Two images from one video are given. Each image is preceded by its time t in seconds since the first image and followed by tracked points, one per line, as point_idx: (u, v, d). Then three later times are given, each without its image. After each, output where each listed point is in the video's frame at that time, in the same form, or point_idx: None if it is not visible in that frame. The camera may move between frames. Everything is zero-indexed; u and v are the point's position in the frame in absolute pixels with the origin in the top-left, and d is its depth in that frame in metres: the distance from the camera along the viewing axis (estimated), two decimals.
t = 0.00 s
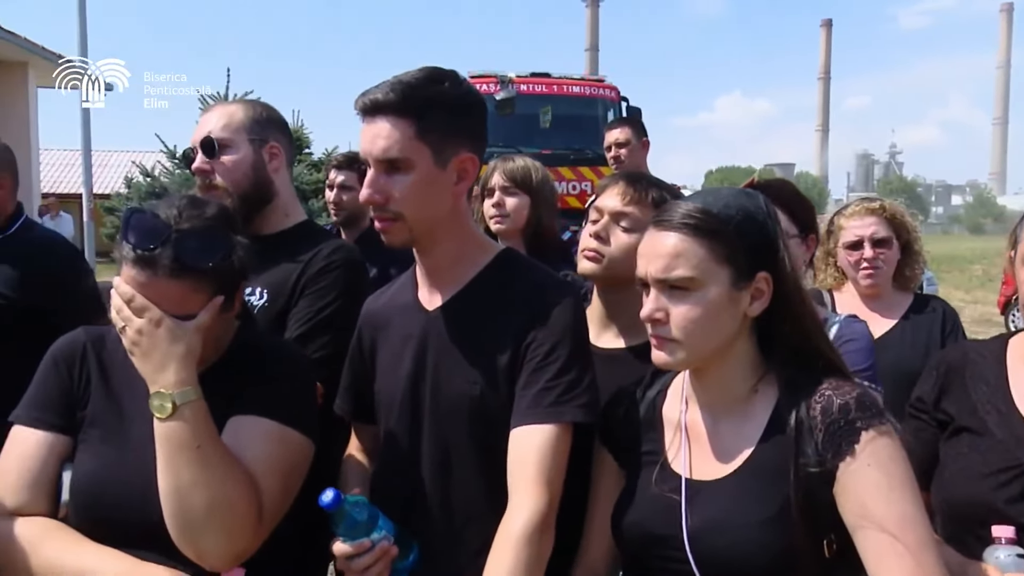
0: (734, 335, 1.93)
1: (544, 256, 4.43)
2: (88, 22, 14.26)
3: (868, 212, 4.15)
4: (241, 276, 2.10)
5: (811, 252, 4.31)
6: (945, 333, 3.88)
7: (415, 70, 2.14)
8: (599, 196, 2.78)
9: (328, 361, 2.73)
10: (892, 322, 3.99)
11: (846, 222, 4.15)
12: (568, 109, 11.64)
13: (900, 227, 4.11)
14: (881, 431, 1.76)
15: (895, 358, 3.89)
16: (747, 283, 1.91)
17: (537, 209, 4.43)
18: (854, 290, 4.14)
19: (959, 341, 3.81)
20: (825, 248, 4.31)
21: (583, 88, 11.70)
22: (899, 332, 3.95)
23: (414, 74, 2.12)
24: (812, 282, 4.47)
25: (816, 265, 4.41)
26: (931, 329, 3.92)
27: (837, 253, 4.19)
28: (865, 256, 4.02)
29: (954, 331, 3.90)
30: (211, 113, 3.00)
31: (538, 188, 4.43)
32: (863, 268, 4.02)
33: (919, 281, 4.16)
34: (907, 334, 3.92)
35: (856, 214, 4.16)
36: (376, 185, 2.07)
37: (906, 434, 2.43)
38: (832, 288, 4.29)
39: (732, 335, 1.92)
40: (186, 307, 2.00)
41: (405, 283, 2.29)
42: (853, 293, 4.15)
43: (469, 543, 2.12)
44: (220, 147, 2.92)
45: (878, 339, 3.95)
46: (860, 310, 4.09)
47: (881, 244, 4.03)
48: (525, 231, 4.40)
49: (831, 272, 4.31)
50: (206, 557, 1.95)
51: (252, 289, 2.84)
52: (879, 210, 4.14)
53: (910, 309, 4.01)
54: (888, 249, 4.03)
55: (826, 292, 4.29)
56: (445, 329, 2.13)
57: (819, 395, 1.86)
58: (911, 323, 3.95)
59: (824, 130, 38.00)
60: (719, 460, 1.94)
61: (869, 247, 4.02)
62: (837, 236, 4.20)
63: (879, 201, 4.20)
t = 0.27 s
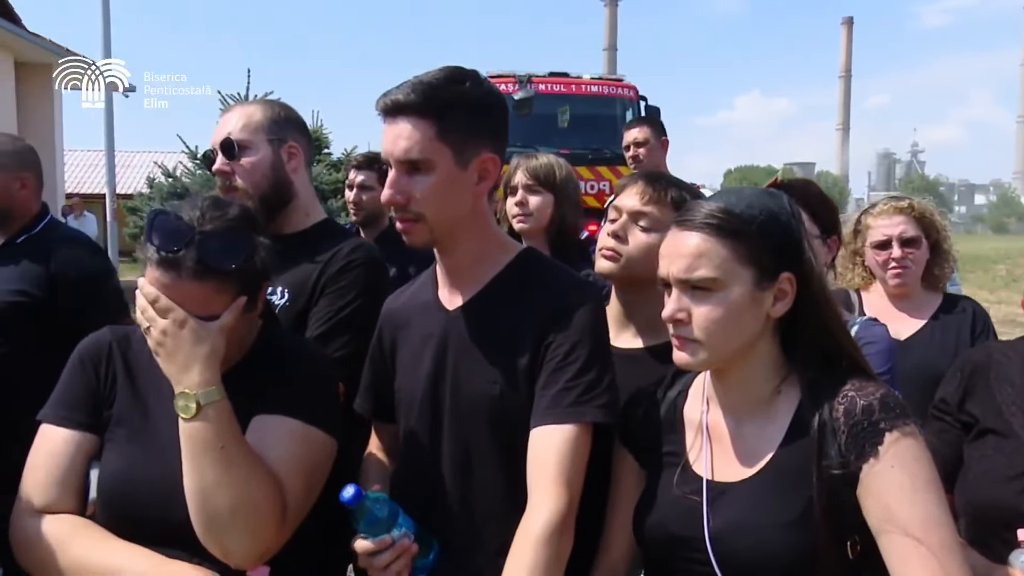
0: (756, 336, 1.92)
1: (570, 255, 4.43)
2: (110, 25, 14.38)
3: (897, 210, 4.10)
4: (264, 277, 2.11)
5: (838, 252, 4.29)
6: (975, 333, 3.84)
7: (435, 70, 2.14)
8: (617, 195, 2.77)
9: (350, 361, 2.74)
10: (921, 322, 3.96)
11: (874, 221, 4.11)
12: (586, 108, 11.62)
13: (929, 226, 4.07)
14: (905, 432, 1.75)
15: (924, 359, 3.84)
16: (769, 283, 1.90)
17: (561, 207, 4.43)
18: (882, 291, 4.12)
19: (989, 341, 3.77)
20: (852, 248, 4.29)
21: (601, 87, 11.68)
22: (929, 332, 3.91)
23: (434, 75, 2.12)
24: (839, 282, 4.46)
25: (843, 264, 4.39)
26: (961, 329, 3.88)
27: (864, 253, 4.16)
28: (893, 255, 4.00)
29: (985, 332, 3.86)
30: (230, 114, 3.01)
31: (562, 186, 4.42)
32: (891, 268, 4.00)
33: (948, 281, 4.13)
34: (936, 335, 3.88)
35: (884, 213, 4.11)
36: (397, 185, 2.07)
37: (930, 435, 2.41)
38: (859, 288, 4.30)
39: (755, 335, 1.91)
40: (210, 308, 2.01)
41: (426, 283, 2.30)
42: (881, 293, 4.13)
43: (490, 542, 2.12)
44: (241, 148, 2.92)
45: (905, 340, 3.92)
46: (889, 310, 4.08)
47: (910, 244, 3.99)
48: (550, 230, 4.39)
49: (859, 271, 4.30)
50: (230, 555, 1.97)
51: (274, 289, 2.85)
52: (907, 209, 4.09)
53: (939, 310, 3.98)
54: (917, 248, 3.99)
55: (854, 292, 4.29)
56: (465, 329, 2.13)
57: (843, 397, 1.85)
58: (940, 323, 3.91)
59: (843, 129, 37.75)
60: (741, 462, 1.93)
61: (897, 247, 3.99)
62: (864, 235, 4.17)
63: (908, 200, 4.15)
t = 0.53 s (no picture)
0: (777, 336, 1.91)
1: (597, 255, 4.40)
2: (130, 26, 14.49)
3: (920, 209, 4.09)
4: (283, 276, 2.12)
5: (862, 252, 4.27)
6: (1003, 334, 3.77)
7: (456, 70, 2.14)
8: (633, 194, 2.76)
9: (368, 360, 2.75)
10: (948, 322, 3.88)
11: (897, 220, 4.11)
12: (603, 107, 11.61)
13: (953, 225, 4.03)
14: (927, 433, 1.74)
15: (950, 360, 3.77)
16: (790, 283, 1.89)
17: (587, 206, 4.41)
18: (907, 291, 4.07)
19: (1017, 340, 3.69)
20: (876, 247, 4.29)
21: (617, 86, 11.67)
22: (955, 333, 3.84)
23: (455, 74, 2.12)
24: (863, 283, 4.44)
25: (867, 266, 4.38)
26: (988, 330, 3.81)
27: (888, 252, 4.16)
28: (917, 254, 3.97)
29: (1013, 332, 3.79)
30: (252, 114, 3.02)
31: (589, 184, 4.40)
32: (916, 267, 3.97)
33: (976, 281, 4.08)
34: (962, 336, 3.81)
35: (908, 211, 4.11)
36: (417, 185, 2.07)
37: (951, 437, 2.40)
38: (884, 288, 4.24)
39: (775, 335, 1.90)
40: (229, 307, 2.03)
41: (445, 282, 2.30)
42: (906, 293, 4.08)
43: (507, 541, 2.11)
44: (263, 148, 2.92)
45: (930, 341, 3.85)
46: (913, 311, 4.01)
47: (934, 242, 3.96)
48: (576, 230, 4.37)
49: (884, 271, 4.26)
50: (249, 550, 1.98)
51: (293, 287, 2.86)
52: (931, 207, 4.08)
53: (966, 310, 3.91)
54: (942, 247, 3.96)
55: (878, 292, 4.24)
56: (483, 328, 2.13)
57: (864, 398, 1.83)
58: (967, 323, 3.84)
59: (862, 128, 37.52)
60: (760, 462, 1.92)
61: (922, 246, 3.96)
62: (888, 234, 4.17)
63: (931, 198, 4.15)
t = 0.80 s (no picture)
0: (809, 336, 1.88)
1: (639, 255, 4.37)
2: (161, 27, 14.63)
3: (954, 206, 4.09)
4: (311, 274, 2.11)
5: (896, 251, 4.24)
6: None
7: (484, 68, 2.12)
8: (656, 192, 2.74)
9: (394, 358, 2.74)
10: (985, 322, 3.78)
11: (932, 218, 4.11)
12: (629, 105, 11.57)
13: (990, 222, 4.03)
14: (963, 435, 1.70)
15: (987, 361, 3.65)
16: (823, 281, 1.86)
17: (628, 206, 4.34)
18: (942, 291, 3.98)
19: None
20: (910, 246, 4.26)
21: (643, 84, 11.62)
22: (992, 334, 3.73)
23: (483, 72, 2.11)
24: (897, 284, 4.39)
25: (902, 266, 4.33)
26: None
27: (922, 250, 4.12)
28: (953, 252, 3.92)
29: None
30: (280, 113, 3.03)
31: (630, 183, 4.31)
32: (951, 265, 3.91)
33: (1015, 281, 4.00)
34: (999, 337, 3.69)
35: (942, 209, 4.11)
36: (445, 183, 2.07)
37: (986, 440, 2.36)
38: (919, 288, 4.14)
39: (808, 333, 1.87)
40: (257, 303, 2.02)
41: (473, 280, 2.29)
42: (942, 293, 3.97)
43: (534, 539, 2.10)
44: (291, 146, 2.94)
45: (966, 342, 3.74)
46: (949, 311, 3.91)
47: (970, 240, 3.92)
48: (617, 231, 4.33)
49: (918, 271, 4.19)
50: (275, 542, 1.97)
51: (320, 284, 2.87)
52: (966, 204, 4.07)
53: (1004, 309, 3.80)
54: (978, 245, 3.92)
55: (913, 292, 4.14)
56: (511, 326, 2.12)
57: (899, 399, 1.80)
58: (1005, 323, 3.73)
59: (892, 125, 37.12)
60: (791, 462, 1.89)
61: (957, 244, 3.92)
62: (922, 233, 4.16)
63: (966, 196, 4.14)
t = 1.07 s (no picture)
0: (840, 337, 1.86)
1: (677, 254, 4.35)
2: (191, 27, 14.77)
3: (990, 204, 4.05)
4: (339, 272, 2.12)
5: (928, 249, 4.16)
6: None
7: (512, 67, 2.12)
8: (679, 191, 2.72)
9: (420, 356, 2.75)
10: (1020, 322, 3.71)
11: (967, 216, 4.08)
12: (655, 103, 11.52)
13: None
14: (998, 438, 1.68)
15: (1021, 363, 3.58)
16: (854, 282, 1.84)
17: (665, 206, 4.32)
18: (976, 290, 3.93)
19: None
20: (943, 246, 4.18)
21: (670, 82, 11.57)
22: None
23: (511, 71, 2.10)
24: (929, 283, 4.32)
25: (935, 266, 4.24)
26: None
27: (956, 249, 4.06)
28: (987, 251, 3.86)
29: None
30: (309, 113, 3.04)
31: (664, 182, 4.27)
32: (986, 263, 3.86)
33: None
34: None
35: (977, 206, 4.08)
36: (474, 182, 2.07)
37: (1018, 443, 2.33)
38: (952, 288, 4.05)
39: (839, 334, 1.85)
40: (286, 301, 2.03)
41: (500, 279, 2.29)
42: (977, 292, 3.91)
43: (561, 538, 2.10)
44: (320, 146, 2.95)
45: (1000, 342, 3.66)
46: (983, 311, 3.86)
47: (1005, 239, 3.86)
48: (653, 232, 4.32)
49: (952, 270, 4.09)
50: (303, 537, 1.99)
51: (347, 283, 2.88)
52: (1002, 202, 4.03)
53: None
54: (1014, 244, 3.85)
55: (946, 292, 4.06)
56: (539, 325, 2.11)
57: (932, 401, 1.78)
58: None
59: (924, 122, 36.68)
60: (819, 463, 1.87)
61: (992, 242, 3.86)
62: (956, 231, 4.11)
63: (1002, 193, 4.10)
